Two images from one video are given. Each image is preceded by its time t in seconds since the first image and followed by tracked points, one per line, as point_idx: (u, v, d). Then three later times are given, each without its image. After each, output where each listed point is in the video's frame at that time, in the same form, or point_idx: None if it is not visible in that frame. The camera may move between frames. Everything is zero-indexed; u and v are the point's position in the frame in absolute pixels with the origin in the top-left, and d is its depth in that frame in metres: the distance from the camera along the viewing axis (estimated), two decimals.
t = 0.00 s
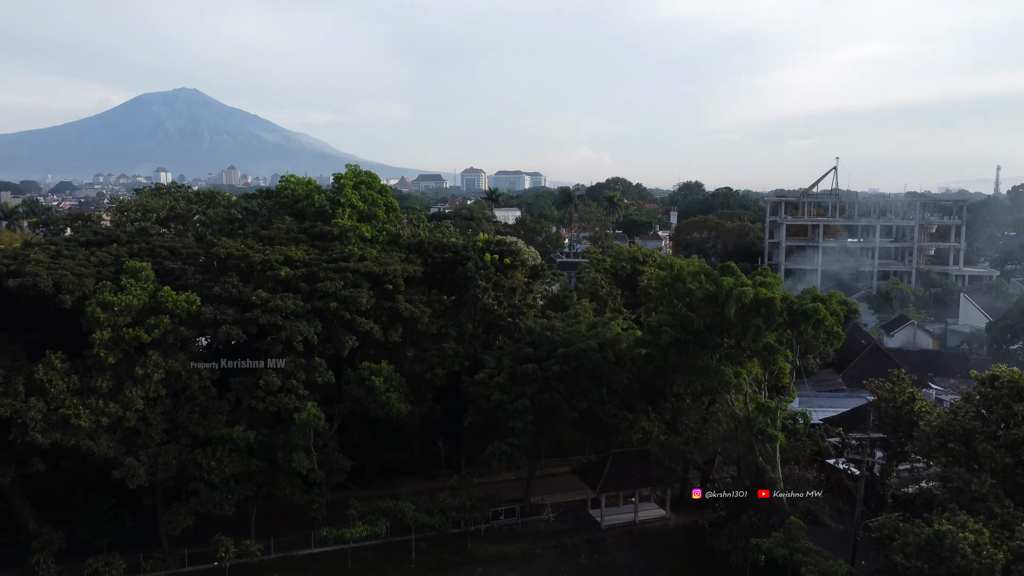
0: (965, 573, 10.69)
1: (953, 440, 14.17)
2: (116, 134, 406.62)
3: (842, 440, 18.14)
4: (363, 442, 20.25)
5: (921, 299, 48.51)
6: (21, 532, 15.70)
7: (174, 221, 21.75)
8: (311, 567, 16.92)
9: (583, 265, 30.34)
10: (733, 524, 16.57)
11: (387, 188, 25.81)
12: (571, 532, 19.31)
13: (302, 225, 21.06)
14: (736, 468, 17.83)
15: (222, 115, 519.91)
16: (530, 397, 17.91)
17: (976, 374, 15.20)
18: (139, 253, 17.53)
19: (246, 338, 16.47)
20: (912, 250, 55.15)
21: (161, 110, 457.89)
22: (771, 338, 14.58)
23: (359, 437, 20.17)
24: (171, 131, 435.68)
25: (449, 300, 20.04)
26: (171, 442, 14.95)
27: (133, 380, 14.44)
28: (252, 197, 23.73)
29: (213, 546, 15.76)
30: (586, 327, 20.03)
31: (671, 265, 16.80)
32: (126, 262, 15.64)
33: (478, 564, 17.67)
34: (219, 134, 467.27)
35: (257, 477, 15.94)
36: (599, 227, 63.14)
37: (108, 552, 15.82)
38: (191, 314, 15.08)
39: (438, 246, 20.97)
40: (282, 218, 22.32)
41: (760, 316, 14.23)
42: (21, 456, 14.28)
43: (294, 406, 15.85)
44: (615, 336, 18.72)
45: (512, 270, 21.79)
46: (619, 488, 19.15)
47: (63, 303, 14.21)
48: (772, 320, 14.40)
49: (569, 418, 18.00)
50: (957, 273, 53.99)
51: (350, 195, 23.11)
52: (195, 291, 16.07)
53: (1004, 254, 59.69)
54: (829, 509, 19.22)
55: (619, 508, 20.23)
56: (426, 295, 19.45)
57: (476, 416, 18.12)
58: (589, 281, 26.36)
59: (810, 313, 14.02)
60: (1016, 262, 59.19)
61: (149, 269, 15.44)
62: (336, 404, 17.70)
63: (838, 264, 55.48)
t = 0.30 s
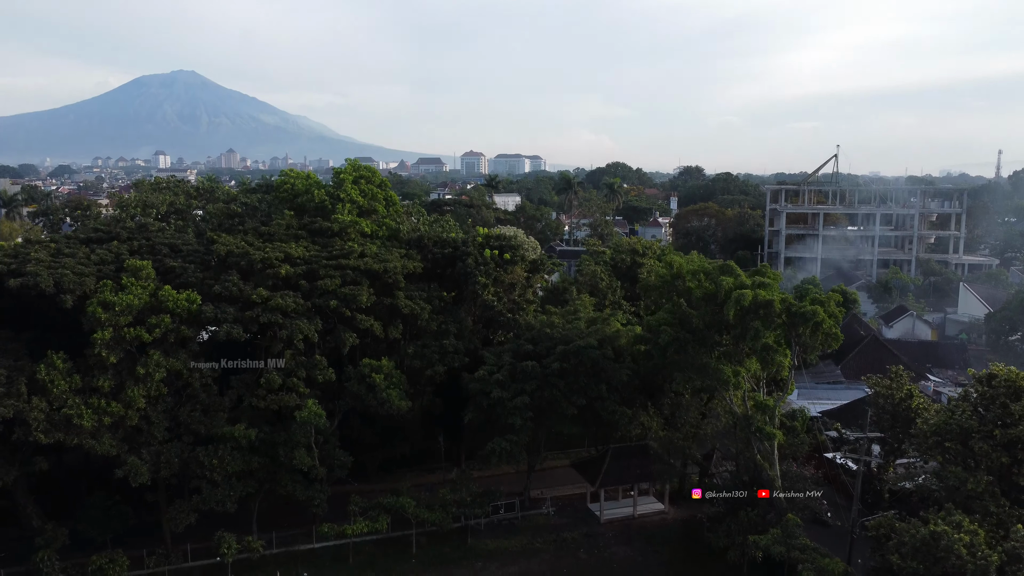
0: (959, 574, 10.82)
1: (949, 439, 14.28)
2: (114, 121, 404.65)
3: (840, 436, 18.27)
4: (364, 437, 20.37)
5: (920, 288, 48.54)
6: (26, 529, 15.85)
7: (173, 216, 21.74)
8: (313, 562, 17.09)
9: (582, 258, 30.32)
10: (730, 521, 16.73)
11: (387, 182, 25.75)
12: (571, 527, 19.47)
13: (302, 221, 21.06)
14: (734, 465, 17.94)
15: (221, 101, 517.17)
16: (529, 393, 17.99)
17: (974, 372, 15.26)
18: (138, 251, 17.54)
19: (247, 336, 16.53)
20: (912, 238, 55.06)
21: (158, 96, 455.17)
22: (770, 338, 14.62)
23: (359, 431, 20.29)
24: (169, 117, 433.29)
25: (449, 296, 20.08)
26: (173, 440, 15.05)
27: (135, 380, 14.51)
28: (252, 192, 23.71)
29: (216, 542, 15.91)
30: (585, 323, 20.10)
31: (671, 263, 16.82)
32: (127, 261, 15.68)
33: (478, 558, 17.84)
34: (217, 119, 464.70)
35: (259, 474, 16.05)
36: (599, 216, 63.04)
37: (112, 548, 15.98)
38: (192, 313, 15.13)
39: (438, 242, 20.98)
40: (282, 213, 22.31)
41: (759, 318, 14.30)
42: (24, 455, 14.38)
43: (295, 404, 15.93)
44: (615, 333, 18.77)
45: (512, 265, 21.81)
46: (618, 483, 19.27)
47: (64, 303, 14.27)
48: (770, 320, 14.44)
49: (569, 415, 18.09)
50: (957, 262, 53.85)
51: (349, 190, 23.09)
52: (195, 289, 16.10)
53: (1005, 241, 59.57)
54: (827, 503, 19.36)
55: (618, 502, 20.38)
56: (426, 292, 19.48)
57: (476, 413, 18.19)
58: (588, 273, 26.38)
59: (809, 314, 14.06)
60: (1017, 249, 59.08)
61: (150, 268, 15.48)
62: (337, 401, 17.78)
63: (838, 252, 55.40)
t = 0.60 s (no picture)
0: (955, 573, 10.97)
1: (946, 438, 14.37)
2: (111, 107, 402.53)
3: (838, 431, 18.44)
4: (365, 432, 20.51)
5: (920, 277, 48.53)
6: (31, 525, 16.02)
7: (174, 211, 21.75)
8: (314, 557, 17.26)
9: (583, 250, 30.32)
10: (729, 515, 16.89)
11: (387, 176, 25.68)
12: (570, 521, 19.65)
13: (302, 217, 21.07)
14: (733, 461, 18.07)
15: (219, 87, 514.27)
16: (529, 390, 18.10)
17: (971, 370, 15.35)
18: (139, 248, 17.56)
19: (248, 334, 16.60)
20: (912, 226, 54.96)
21: (156, 81, 452.27)
22: (769, 339, 14.69)
23: (360, 426, 20.40)
24: (167, 103, 430.89)
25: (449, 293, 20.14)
26: (175, 438, 15.16)
27: (137, 378, 14.59)
28: (252, 187, 23.67)
29: (219, 538, 16.08)
30: (585, 320, 20.17)
31: (671, 261, 16.86)
32: (128, 259, 15.73)
33: (478, 553, 18.03)
34: (216, 105, 462.37)
35: (261, 471, 16.16)
36: (599, 205, 62.93)
37: (115, 544, 16.15)
38: (193, 312, 15.20)
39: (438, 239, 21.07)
40: (282, 208, 22.31)
41: (758, 319, 14.35)
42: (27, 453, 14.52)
43: (296, 401, 16.03)
44: (614, 330, 18.86)
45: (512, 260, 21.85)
46: (617, 478, 19.42)
47: (65, 303, 14.34)
48: (770, 322, 14.50)
49: (568, 411, 18.20)
50: (957, 250, 53.77)
51: (349, 184, 23.05)
52: (196, 288, 16.15)
53: (1006, 229, 59.34)
54: (824, 497, 19.53)
55: (616, 496, 20.56)
56: (426, 288, 19.55)
57: (476, 409, 18.29)
58: (588, 266, 26.40)
59: (807, 315, 14.14)
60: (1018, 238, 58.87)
61: (150, 266, 15.50)
62: (338, 398, 17.88)
63: (838, 242, 55.31)
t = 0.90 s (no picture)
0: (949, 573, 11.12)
1: (942, 436, 14.47)
2: (109, 93, 400.19)
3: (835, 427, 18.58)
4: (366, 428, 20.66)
5: (920, 267, 48.51)
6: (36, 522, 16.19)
7: (173, 207, 21.77)
8: (316, 552, 17.45)
9: (582, 243, 30.34)
10: (727, 511, 17.04)
11: (387, 170, 25.65)
12: (570, 515, 19.83)
13: (302, 213, 21.09)
14: (731, 457, 18.21)
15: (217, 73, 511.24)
16: (529, 387, 18.20)
17: (969, 369, 15.44)
18: (139, 245, 17.61)
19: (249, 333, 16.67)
20: (912, 215, 54.85)
21: (153, 65, 449.64)
22: (768, 339, 14.73)
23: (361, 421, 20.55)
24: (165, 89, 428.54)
25: (449, 289, 20.21)
26: (178, 436, 15.27)
27: (139, 377, 14.68)
28: (252, 182, 23.67)
29: (221, 535, 16.24)
30: (585, 316, 20.23)
31: (671, 260, 16.90)
32: (128, 258, 15.78)
33: (479, 548, 18.21)
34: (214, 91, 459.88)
35: (262, 468, 16.28)
36: (599, 193, 62.86)
37: (120, 540, 16.35)
38: (195, 311, 15.27)
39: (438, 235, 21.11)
40: (283, 205, 22.33)
41: (757, 323, 14.40)
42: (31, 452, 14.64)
43: (297, 399, 16.11)
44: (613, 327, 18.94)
45: (512, 256, 21.90)
46: (616, 473, 19.58)
47: (66, 303, 14.41)
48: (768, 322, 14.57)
49: (567, 408, 18.31)
50: (957, 239, 53.68)
51: (349, 179, 23.03)
52: (196, 286, 16.21)
53: (1007, 217, 59.19)
54: (821, 491, 19.71)
55: (615, 490, 20.72)
56: (426, 285, 19.61)
57: (477, 406, 18.40)
58: (588, 259, 26.42)
59: (805, 316, 14.23)
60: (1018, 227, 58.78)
61: (151, 265, 15.55)
62: (339, 395, 17.99)
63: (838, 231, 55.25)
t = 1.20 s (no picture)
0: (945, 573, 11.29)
1: (939, 435, 14.59)
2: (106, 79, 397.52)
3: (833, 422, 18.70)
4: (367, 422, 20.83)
5: (920, 256, 48.41)
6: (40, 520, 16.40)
7: (174, 203, 21.79)
8: (318, 547, 17.63)
9: (582, 236, 30.31)
10: (724, 507, 17.19)
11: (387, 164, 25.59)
12: (569, 509, 20.01)
13: (302, 209, 21.09)
14: (729, 452, 18.36)
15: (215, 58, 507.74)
16: (528, 384, 18.31)
17: (966, 367, 15.53)
18: (140, 243, 17.68)
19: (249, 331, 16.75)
20: (912, 203, 54.67)
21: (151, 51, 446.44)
22: (767, 340, 14.66)
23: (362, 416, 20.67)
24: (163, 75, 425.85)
25: (449, 286, 20.28)
26: (180, 433, 15.37)
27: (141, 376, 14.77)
28: (252, 177, 23.64)
29: (224, 530, 16.42)
30: (584, 313, 20.30)
31: (669, 260, 17.00)
32: (130, 257, 15.84)
33: (479, 542, 18.41)
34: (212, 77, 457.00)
35: (264, 465, 16.39)
36: (600, 181, 62.68)
37: (123, 536, 16.53)
38: (196, 310, 15.36)
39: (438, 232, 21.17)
40: (283, 200, 22.33)
41: (755, 324, 14.47)
42: (34, 450, 14.76)
43: (298, 396, 16.20)
44: (612, 324, 19.04)
45: (512, 252, 21.94)
46: (615, 468, 19.73)
47: (68, 302, 14.51)
48: (766, 323, 14.61)
49: (567, 405, 18.42)
50: (957, 228, 53.60)
51: (349, 174, 23.01)
52: (198, 285, 16.27)
53: (1008, 205, 58.98)
54: (818, 485, 19.88)
55: (614, 484, 20.87)
56: (426, 282, 19.67)
57: (477, 402, 18.52)
58: (588, 252, 26.42)
59: (802, 318, 14.31)
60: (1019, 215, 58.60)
61: (152, 264, 15.61)
62: (340, 391, 18.08)
63: (838, 220, 55.17)
